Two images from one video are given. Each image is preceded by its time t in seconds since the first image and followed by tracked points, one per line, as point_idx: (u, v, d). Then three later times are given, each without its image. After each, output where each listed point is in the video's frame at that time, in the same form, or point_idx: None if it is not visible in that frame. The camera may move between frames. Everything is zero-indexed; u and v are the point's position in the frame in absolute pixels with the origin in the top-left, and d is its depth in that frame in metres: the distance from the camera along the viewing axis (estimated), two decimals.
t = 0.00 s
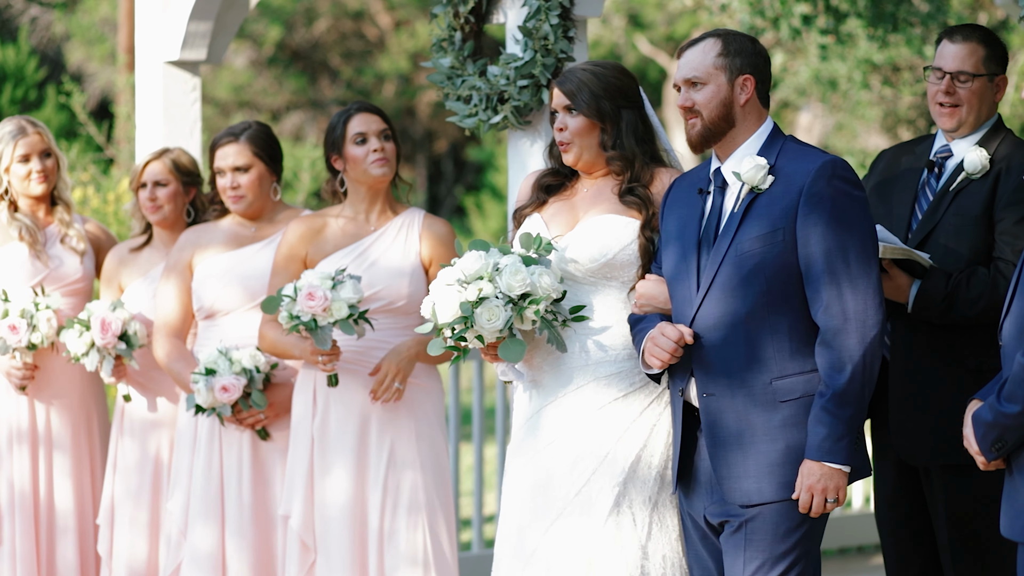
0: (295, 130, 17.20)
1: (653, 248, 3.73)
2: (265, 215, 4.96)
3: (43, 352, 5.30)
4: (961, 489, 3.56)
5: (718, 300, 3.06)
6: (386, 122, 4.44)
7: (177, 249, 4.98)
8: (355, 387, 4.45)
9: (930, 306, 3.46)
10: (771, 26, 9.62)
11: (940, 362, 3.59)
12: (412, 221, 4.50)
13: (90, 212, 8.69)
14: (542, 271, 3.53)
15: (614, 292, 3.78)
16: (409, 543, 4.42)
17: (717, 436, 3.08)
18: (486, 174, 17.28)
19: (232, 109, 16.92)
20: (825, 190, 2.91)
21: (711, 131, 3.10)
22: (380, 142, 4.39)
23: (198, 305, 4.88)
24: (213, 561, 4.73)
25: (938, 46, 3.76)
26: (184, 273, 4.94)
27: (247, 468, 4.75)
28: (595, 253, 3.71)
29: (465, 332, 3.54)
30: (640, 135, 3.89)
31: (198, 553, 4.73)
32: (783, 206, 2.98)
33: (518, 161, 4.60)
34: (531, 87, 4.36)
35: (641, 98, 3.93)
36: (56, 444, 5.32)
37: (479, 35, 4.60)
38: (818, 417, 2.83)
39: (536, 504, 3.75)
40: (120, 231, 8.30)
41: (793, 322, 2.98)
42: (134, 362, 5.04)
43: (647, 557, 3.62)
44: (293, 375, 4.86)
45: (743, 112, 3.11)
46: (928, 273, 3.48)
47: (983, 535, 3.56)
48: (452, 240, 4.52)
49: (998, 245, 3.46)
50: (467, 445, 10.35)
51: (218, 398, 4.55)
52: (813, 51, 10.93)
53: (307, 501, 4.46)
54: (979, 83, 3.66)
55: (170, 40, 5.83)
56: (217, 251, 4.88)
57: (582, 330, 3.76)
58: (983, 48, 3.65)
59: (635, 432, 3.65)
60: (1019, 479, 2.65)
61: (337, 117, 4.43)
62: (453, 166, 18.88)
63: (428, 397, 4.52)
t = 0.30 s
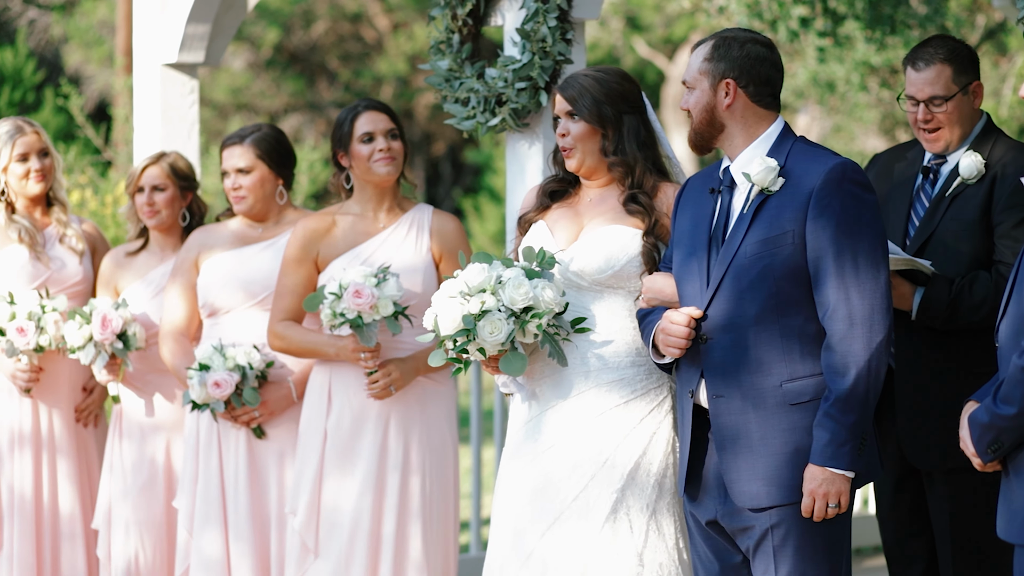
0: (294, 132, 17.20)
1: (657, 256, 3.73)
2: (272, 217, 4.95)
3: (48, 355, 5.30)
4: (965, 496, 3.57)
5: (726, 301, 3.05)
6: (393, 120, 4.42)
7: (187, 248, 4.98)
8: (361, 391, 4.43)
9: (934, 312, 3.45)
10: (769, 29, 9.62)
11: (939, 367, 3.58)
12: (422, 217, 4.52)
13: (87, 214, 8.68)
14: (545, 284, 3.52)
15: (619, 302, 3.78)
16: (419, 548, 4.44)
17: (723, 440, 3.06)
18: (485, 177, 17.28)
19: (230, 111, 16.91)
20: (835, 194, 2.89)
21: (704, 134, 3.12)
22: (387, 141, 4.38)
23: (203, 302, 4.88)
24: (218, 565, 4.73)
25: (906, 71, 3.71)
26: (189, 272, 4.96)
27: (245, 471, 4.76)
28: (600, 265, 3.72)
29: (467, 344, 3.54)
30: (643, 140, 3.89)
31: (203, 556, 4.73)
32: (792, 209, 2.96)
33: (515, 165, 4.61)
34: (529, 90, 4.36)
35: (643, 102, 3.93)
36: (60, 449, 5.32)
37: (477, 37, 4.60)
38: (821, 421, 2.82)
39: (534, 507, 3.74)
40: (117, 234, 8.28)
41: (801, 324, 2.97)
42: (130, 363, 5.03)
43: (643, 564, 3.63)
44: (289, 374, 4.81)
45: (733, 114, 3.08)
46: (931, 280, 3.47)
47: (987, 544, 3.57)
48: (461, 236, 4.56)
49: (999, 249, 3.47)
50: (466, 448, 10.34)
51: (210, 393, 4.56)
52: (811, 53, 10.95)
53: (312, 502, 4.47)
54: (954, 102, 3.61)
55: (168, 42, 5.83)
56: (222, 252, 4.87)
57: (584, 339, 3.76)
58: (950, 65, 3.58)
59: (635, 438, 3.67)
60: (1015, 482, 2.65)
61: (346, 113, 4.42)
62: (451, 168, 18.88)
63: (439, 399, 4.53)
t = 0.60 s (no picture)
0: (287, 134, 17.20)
1: (654, 262, 3.72)
2: (269, 219, 4.95)
3: (41, 356, 5.28)
4: (957, 498, 3.56)
5: (717, 301, 3.05)
6: (406, 121, 4.43)
7: (189, 247, 4.98)
8: (372, 391, 4.41)
9: (924, 312, 3.47)
10: (761, 31, 9.64)
11: (928, 368, 3.60)
12: (434, 214, 4.55)
13: (79, 216, 8.65)
14: (542, 288, 3.51)
15: (614, 303, 3.78)
16: (428, 546, 4.44)
17: (719, 441, 3.06)
18: (478, 178, 17.27)
19: (223, 113, 16.87)
20: (819, 192, 2.88)
21: (692, 140, 3.14)
22: (398, 142, 4.40)
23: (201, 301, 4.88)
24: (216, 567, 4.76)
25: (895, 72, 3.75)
26: (188, 272, 4.96)
27: (238, 473, 4.74)
28: (596, 267, 3.72)
29: (464, 349, 3.54)
30: (641, 141, 3.89)
31: (201, 558, 4.76)
32: (780, 209, 2.96)
33: (508, 167, 4.60)
34: (522, 91, 4.37)
35: (641, 104, 3.92)
36: (50, 451, 5.30)
37: (470, 38, 4.60)
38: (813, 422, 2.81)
39: (530, 510, 3.73)
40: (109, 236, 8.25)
41: (792, 324, 2.96)
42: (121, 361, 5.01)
43: (637, 567, 3.65)
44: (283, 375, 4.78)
45: (717, 119, 3.09)
46: (920, 279, 3.50)
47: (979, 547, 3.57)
48: (474, 231, 4.58)
49: (989, 250, 3.47)
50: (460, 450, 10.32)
51: (204, 394, 4.55)
52: (803, 54, 10.97)
53: (332, 505, 4.45)
54: (942, 102, 3.64)
55: (161, 44, 5.82)
56: (221, 251, 4.87)
57: (580, 342, 3.76)
58: (937, 65, 3.62)
59: (630, 440, 3.67)
60: (1006, 482, 2.66)
61: (360, 110, 4.43)
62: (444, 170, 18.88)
63: (446, 401, 4.52)
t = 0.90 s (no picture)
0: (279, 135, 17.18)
1: (649, 264, 3.74)
2: (262, 219, 4.93)
3: (25, 358, 5.26)
4: (946, 498, 3.55)
5: (698, 304, 3.06)
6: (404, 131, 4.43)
7: (180, 248, 4.99)
8: (370, 395, 4.42)
9: (910, 308, 3.46)
10: (752, 31, 9.65)
11: (916, 369, 3.60)
12: (430, 221, 4.55)
13: (69, 218, 8.62)
14: (537, 290, 3.51)
15: (607, 306, 3.78)
16: (424, 548, 4.43)
17: (701, 441, 3.08)
18: (470, 180, 17.26)
19: (214, 113, 16.84)
20: (794, 195, 2.88)
21: (678, 144, 3.14)
22: (395, 151, 4.39)
23: (193, 302, 4.86)
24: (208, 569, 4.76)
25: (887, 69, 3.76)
26: (180, 274, 4.96)
27: (230, 474, 4.73)
28: (589, 269, 3.72)
29: (459, 352, 3.54)
30: (633, 141, 3.89)
31: (195, 560, 4.76)
32: (757, 212, 2.97)
33: (498, 166, 4.59)
34: (512, 92, 4.36)
35: (633, 104, 3.93)
36: (39, 451, 5.30)
37: (460, 39, 4.60)
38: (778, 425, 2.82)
39: (524, 513, 3.72)
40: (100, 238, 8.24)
41: (771, 327, 2.97)
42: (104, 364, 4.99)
43: (631, 570, 3.65)
44: (276, 375, 4.75)
45: (701, 123, 3.09)
46: (905, 278, 3.50)
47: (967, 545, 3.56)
48: (469, 240, 4.57)
49: (976, 249, 3.48)
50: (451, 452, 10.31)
51: (197, 392, 4.56)
52: (794, 55, 10.98)
53: (328, 508, 4.47)
54: (930, 100, 3.66)
55: (151, 45, 5.81)
56: (213, 253, 4.87)
57: (574, 344, 3.76)
58: (925, 64, 3.63)
59: (624, 442, 3.67)
60: (995, 483, 2.66)
61: (359, 116, 4.44)
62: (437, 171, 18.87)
63: (442, 406, 4.51)
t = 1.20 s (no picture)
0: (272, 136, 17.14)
1: (645, 268, 3.74)
2: (265, 220, 4.93)
3: (17, 359, 5.25)
4: (936, 498, 3.57)
5: (689, 305, 3.07)
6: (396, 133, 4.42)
7: (177, 252, 4.98)
8: (366, 396, 4.41)
9: (897, 309, 3.47)
10: (746, 33, 9.67)
11: (905, 370, 3.60)
12: (428, 225, 4.55)
13: (63, 219, 8.61)
14: (534, 290, 3.51)
15: (605, 308, 3.78)
16: (422, 549, 4.43)
17: (689, 441, 3.08)
18: (463, 181, 17.26)
19: (207, 115, 16.81)
20: (785, 200, 2.88)
21: (680, 141, 3.12)
22: (381, 156, 4.40)
23: (189, 304, 4.86)
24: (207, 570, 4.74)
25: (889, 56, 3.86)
26: (178, 275, 4.96)
27: (226, 475, 4.72)
28: (585, 271, 3.72)
29: (457, 351, 3.53)
30: (631, 143, 3.90)
31: (188, 560, 4.73)
32: (748, 215, 2.97)
33: (492, 168, 4.60)
34: (507, 94, 4.36)
35: (630, 106, 3.93)
36: (33, 452, 5.28)
37: (455, 41, 4.60)
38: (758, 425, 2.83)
39: (517, 513, 3.72)
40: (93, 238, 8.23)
41: (759, 330, 2.97)
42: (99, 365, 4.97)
43: (624, 570, 3.66)
44: (274, 376, 4.75)
45: (709, 119, 3.08)
46: (894, 276, 3.49)
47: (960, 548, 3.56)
48: (468, 243, 4.56)
49: (965, 249, 3.48)
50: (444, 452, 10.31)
51: (194, 392, 4.54)
52: (788, 57, 10.98)
53: (321, 509, 4.47)
54: (923, 86, 3.72)
55: (145, 46, 5.80)
56: (210, 255, 4.87)
57: (571, 345, 3.76)
58: (927, 51, 3.73)
59: (619, 444, 3.67)
60: (989, 485, 2.67)
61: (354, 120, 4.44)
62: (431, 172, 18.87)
63: (439, 408, 4.51)
